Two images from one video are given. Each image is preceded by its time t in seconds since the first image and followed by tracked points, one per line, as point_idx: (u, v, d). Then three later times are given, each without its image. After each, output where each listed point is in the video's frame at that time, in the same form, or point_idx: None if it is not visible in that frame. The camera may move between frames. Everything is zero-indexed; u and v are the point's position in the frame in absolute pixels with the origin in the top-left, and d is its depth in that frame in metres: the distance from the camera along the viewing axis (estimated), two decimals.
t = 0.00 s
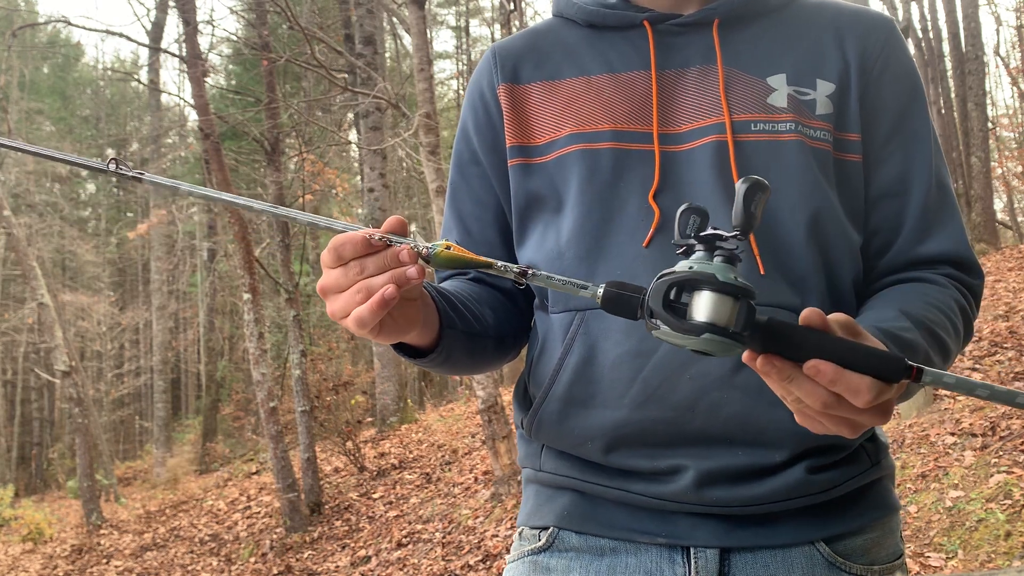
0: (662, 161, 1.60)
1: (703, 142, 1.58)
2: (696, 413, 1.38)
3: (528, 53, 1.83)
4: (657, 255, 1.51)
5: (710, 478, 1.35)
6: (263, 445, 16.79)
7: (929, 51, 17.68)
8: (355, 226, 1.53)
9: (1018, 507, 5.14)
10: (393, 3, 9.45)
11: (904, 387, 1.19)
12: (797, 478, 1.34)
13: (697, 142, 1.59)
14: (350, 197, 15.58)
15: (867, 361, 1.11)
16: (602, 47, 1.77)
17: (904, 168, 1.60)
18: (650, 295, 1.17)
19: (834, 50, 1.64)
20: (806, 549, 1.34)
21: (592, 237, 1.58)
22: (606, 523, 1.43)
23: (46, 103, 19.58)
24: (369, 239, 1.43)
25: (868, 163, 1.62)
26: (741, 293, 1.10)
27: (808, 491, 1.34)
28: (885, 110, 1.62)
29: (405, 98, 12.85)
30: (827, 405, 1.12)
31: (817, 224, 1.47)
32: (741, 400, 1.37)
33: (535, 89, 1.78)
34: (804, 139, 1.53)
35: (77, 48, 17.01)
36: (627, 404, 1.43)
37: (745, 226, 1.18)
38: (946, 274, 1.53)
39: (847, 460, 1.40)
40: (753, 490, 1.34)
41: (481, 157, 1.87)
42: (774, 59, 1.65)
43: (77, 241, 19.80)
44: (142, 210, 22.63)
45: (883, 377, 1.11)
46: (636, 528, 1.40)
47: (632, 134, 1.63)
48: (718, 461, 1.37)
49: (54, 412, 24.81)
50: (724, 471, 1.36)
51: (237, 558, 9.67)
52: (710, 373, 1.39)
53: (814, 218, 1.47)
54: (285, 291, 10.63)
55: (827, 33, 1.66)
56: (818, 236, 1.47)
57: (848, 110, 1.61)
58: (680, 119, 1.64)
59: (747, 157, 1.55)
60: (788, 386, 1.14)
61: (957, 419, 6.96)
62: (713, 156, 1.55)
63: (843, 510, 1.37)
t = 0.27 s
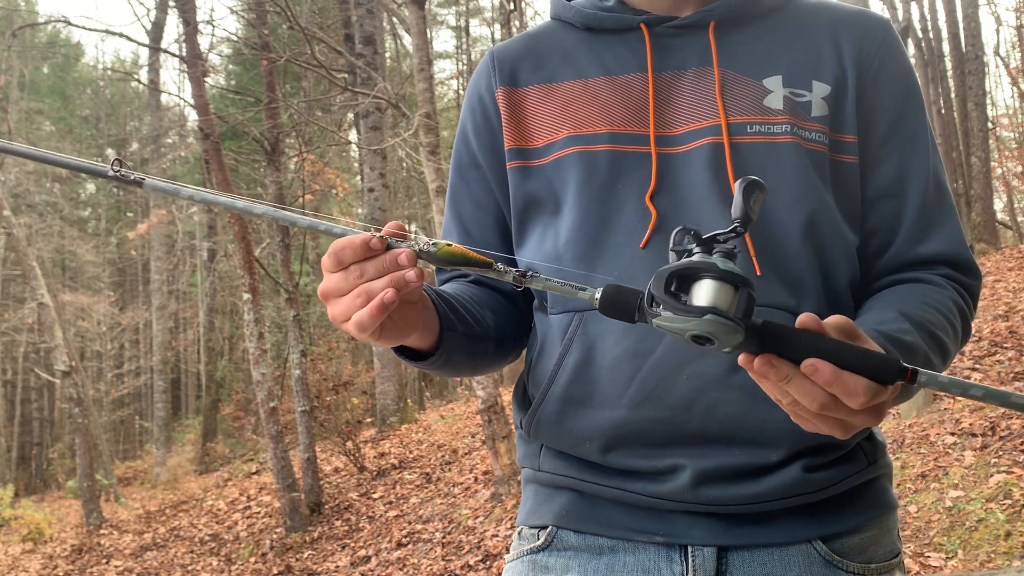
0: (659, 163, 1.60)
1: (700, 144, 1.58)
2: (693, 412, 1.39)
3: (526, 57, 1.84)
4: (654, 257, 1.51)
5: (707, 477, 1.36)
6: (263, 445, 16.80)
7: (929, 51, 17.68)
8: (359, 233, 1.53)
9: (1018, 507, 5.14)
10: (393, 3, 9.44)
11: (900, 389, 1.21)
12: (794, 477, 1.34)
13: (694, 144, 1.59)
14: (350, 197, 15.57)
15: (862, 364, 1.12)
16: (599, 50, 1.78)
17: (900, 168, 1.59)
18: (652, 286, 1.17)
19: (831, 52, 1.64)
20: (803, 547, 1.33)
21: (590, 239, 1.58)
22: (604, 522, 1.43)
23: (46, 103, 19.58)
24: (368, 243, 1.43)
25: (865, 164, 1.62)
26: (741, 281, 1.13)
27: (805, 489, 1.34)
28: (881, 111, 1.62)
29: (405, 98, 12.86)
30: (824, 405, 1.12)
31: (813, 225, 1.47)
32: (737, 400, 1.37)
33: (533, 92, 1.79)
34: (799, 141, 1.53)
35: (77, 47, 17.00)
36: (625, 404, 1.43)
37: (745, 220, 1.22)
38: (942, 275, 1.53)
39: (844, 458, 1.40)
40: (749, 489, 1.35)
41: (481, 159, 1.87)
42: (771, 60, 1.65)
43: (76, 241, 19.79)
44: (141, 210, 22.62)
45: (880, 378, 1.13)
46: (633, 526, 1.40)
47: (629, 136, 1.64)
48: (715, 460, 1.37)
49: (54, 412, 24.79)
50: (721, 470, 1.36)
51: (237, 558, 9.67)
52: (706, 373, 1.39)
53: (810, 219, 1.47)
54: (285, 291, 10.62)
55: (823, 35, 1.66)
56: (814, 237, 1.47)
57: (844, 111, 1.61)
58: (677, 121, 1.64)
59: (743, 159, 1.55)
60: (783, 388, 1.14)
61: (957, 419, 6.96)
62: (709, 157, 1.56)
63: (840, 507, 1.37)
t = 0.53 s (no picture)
0: (657, 165, 1.60)
1: (697, 146, 1.58)
2: (691, 411, 1.38)
3: (524, 60, 1.83)
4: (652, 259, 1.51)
5: (705, 475, 1.35)
6: (264, 445, 16.80)
7: (929, 51, 17.69)
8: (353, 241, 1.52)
9: (1018, 507, 5.14)
10: (393, 3, 9.44)
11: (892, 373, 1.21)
12: (792, 475, 1.33)
13: (691, 146, 1.59)
14: (350, 197, 15.57)
15: (856, 346, 1.13)
16: (597, 53, 1.78)
17: (896, 170, 1.59)
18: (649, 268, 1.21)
19: (827, 53, 1.63)
20: (801, 546, 1.33)
21: (588, 241, 1.58)
22: (603, 522, 1.42)
23: (46, 103, 19.59)
24: (361, 250, 1.41)
25: (862, 165, 1.61)
26: (734, 259, 1.18)
27: (803, 488, 1.34)
28: (878, 112, 1.61)
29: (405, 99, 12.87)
30: (819, 388, 1.12)
31: (811, 226, 1.47)
32: (735, 400, 1.37)
33: (531, 95, 1.79)
34: (796, 142, 1.53)
35: (77, 48, 17.00)
36: (623, 403, 1.43)
37: (734, 207, 1.30)
38: (939, 274, 1.52)
39: (842, 457, 1.40)
40: (747, 487, 1.34)
41: (480, 163, 1.87)
42: (767, 63, 1.65)
43: (77, 241, 19.79)
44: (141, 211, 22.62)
45: (871, 360, 1.14)
46: (632, 525, 1.40)
47: (627, 139, 1.63)
48: (713, 458, 1.37)
49: (54, 412, 24.79)
50: (719, 469, 1.36)
51: (237, 558, 9.67)
52: (705, 373, 1.38)
53: (807, 220, 1.47)
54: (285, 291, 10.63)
55: (820, 36, 1.66)
56: (811, 239, 1.47)
57: (841, 113, 1.60)
58: (675, 123, 1.64)
59: (741, 161, 1.55)
60: (778, 372, 1.13)
61: (957, 419, 6.96)
62: (706, 160, 1.55)
63: (838, 506, 1.37)
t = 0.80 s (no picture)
0: (655, 168, 1.60)
1: (695, 149, 1.58)
2: (690, 411, 1.38)
3: (523, 62, 1.83)
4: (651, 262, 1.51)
5: (704, 475, 1.35)
6: (264, 445, 16.81)
7: (928, 51, 17.69)
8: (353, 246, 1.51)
9: (1018, 507, 5.14)
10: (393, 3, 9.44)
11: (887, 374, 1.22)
12: (789, 475, 1.33)
13: (688, 149, 1.59)
14: (350, 197, 15.56)
15: (850, 350, 1.13)
16: (595, 56, 1.78)
17: (893, 172, 1.58)
18: (644, 276, 1.22)
19: (824, 56, 1.63)
20: (799, 544, 1.33)
21: (586, 244, 1.58)
22: (603, 521, 1.42)
23: (46, 103, 19.59)
24: (361, 256, 1.41)
25: (859, 168, 1.61)
26: (728, 267, 1.18)
27: (802, 487, 1.33)
28: (875, 115, 1.61)
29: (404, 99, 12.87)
30: (814, 392, 1.12)
31: (808, 228, 1.47)
32: (734, 400, 1.37)
33: (531, 98, 1.78)
34: (793, 145, 1.53)
35: (77, 48, 17.01)
36: (623, 403, 1.43)
37: (729, 212, 1.27)
38: (935, 276, 1.52)
39: (840, 457, 1.40)
40: (746, 487, 1.34)
41: (480, 166, 1.87)
42: (764, 66, 1.65)
43: (77, 241, 19.80)
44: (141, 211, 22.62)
45: (866, 364, 1.14)
46: (631, 524, 1.40)
47: (626, 142, 1.63)
48: (711, 458, 1.37)
49: (54, 412, 24.78)
50: (718, 469, 1.36)
51: (237, 558, 9.67)
52: (703, 373, 1.39)
53: (805, 222, 1.47)
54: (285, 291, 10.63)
55: (817, 39, 1.65)
56: (808, 241, 1.47)
57: (838, 115, 1.60)
58: (673, 127, 1.64)
59: (739, 164, 1.55)
60: (774, 378, 1.13)
61: (957, 419, 6.96)
62: (704, 163, 1.55)
63: (837, 505, 1.37)
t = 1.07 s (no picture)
0: (654, 169, 1.60)
1: (692, 150, 1.58)
2: (688, 411, 1.38)
3: (523, 63, 1.83)
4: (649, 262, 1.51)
5: (702, 473, 1.35)
6: (263, 445, 16.81)
7: (928, 51, 17.69)
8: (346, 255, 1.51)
9: (1018, 507, 5.14)
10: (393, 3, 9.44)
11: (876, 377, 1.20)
12: (788, 474, 1.33)
13: (686, 150, 1.59)
14: (350, 197, 15.56)
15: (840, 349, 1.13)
16: (594, 56, 1.78)
17: (891, 173, 1.59)
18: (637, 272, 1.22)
19: (822, 56, 1.63)
20: (797, 543, 1.33)
21: (585, 245, 1.58)
22: (603, 520, 1.42)
23: (46, 103, 19.59)
24: (349, 265, 1.41)
25: (856, 168, 1.61)
26: (720, 266, 1.19)
27: (800, 485, 1.34)
28: (872, 115, 1.61)
29: (404, 99, 12.86)
30: (804, 392, 1.12)
31: (805, 229, 1.47)
32: (732, 400, 1.37)
33: (530, 99, 1.79)
34: (790, 146, 1.53)
35: (77, 48, 17.01)
36: (622, 403, 1.43)
37: (719, 219, 1.30)
38: (932, 276, 1.52)
39: (838, 456, 1.40)
40: (744, 486, 1.34)
41: (481, 166, 1.87)
42: (762, 66, 1.65)
43: (77, 241, 19.79)
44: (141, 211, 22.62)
45: (855, 365, 1.14)
46: (630, 523, 1.40)
47: (624, 143, 1.63)
48: (710, 458, 1.37)
49: (54, 412, 24.78)
50: (717, 468, 1.36)
51: (237, 558, 9.67)
52: (702, 373, 1.39)
53: (802, 223, 1.47)
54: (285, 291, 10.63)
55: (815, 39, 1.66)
56: (805, 242, 1.47)
57: (836, 115, 1.60)
58: (671, 127, 1.64)
59: (737, 164, 1.55)
60: (765, 378, 1.12)
61: (957, 419, 6.96)
62: (702, 163, 1.55)
63: (835, 504, 1.37)
